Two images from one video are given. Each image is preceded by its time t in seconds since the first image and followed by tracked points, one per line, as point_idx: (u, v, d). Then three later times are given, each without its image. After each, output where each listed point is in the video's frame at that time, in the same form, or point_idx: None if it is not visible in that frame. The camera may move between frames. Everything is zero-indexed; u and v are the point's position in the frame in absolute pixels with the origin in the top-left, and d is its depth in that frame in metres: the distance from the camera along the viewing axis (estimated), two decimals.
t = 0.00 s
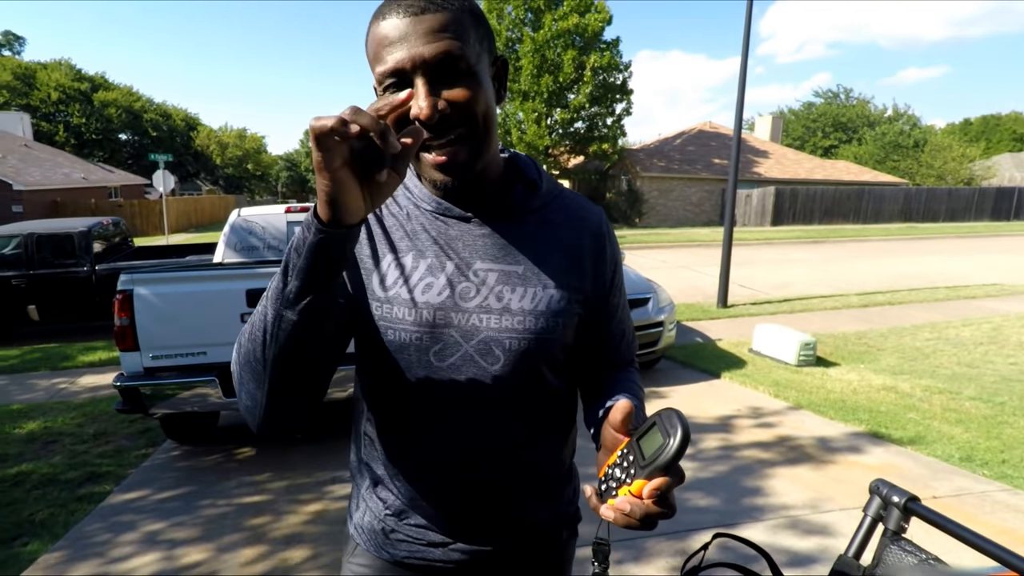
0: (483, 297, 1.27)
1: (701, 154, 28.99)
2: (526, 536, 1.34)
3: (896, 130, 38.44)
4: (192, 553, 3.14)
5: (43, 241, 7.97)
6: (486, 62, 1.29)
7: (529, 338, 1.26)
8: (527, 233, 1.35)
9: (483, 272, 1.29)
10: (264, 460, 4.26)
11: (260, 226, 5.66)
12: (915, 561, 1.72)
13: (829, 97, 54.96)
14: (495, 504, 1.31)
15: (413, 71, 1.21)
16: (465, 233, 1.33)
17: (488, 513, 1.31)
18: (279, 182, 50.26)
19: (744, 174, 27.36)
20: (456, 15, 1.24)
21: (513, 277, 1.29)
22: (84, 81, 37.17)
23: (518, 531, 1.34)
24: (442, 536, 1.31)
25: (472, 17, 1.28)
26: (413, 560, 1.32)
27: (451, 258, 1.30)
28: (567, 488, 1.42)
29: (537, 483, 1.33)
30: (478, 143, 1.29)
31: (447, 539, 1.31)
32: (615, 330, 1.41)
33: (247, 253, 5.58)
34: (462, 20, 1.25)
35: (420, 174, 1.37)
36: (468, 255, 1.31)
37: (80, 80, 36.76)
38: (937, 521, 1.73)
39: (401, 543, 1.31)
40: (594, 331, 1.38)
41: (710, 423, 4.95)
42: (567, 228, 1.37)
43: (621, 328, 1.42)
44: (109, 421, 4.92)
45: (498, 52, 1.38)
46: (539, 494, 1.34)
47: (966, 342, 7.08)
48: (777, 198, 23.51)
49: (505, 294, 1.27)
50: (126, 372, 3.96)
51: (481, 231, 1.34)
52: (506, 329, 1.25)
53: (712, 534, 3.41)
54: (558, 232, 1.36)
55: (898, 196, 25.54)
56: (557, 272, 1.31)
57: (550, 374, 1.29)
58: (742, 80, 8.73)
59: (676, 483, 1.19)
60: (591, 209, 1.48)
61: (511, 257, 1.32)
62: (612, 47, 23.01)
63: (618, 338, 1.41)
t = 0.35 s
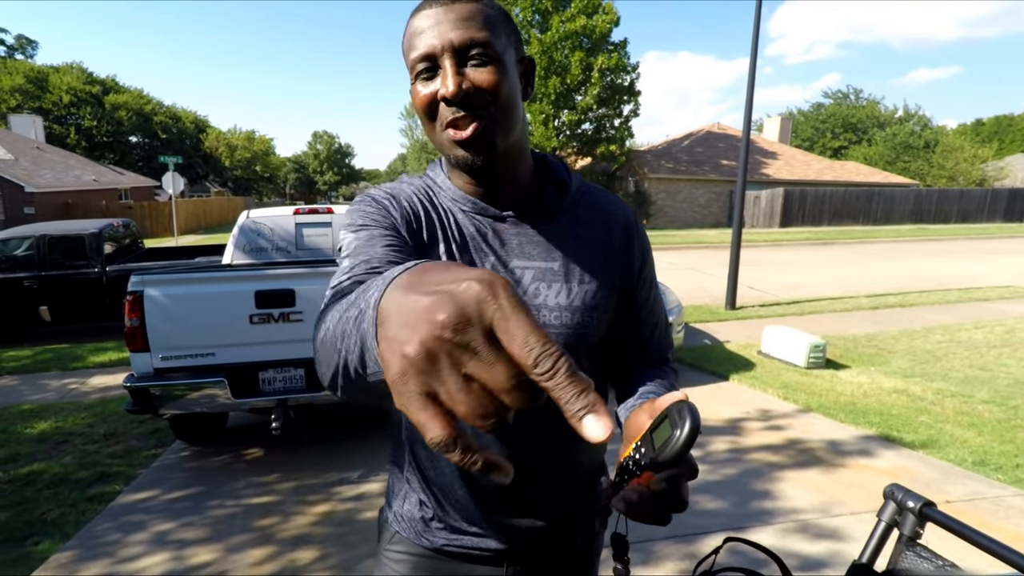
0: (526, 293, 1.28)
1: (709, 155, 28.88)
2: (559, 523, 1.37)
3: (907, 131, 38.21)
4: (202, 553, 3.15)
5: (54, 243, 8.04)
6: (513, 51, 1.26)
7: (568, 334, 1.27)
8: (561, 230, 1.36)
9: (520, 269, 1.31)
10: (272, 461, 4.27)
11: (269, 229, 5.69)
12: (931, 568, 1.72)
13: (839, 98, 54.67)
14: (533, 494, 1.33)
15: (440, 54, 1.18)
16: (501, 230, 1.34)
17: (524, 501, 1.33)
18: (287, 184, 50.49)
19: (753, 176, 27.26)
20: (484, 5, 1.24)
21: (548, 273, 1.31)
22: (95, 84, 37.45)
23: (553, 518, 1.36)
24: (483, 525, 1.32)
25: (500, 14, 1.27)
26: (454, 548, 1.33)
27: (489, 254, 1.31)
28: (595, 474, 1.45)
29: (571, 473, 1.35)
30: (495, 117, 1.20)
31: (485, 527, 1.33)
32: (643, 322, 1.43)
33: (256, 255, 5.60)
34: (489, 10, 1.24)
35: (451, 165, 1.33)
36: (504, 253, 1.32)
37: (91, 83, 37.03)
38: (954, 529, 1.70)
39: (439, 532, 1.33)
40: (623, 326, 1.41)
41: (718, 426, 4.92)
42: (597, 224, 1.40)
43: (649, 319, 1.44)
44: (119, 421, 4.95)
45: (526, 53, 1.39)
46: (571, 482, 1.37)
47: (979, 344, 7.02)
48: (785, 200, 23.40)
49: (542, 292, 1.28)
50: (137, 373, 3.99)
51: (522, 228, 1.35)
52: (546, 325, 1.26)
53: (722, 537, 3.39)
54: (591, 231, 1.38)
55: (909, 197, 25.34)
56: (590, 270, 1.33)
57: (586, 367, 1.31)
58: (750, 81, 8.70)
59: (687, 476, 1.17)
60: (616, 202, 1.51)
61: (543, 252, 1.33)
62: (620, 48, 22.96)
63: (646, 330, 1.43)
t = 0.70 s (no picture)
0: (536, 319, 1.30)
1: (712, 162, 28.91)
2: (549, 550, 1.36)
3: (911, 140, 38.21)
4: (202, 559, 3.14)
5: (59, 247, 8.07)
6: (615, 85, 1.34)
7: (582, 369, 1.26)
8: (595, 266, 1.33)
9: (543, 295, 1.32)
10: (273, 466, 4.27)
11: (272, 233, 5.64)
12: None
13: (843, 106, 54.71)
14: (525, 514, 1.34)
15: (538, 74, 1.30)
16: (533, 249, 1.37)
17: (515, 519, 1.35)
18: (291, 188, 50.59)
19: (756, 183, 27.27)
20: (602, 33, 1.31)
21: (569, 307, 1.30)
22: (102, 88, 37.64)
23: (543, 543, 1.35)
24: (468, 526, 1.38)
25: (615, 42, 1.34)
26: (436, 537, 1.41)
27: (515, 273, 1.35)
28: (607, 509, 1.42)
29: (570, 501, 1.35)
30: (572, 150, 1.30)
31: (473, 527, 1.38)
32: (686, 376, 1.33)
33: (259, 259, 5.59)
34: (603, 37, 1.31)
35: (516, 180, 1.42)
36: (527, 273, 1.35)
37: (98, 88, 37.22)
38: (961, 542, 1.69)
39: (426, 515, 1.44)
40: (656, 375, 1.31)
41: (721, 435, 4.90)
42: (643, 265, 1.32)
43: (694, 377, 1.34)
44: (121, 425, 4.95)
45: (630, 85, 1.40)
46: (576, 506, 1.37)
47: (983, 354, 6.99)
48: (789, 207, 23.41)
49: (557, 320, 1.29)
50: (139, 377, 3.99)
51: (559, 254, 1.35)
52: (555, 356, 1.27)
53: (725, 546, 3.37)
54: (630, 271, 1.32)
55: (913, 205, 25.30)
56: (617, 310, 1.28)
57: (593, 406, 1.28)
58: (754, 89, 8.72)
59: (679, 543, 1.07)
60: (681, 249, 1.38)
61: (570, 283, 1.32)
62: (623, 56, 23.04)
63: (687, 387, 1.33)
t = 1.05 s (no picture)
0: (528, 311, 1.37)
1: (717, 168, 28.88)
2: (550, 530, 1.43)
3: (916, 148, 38.15)
4: (203, 556, 3.14)
5: (65, 243, 8.10)
6: (523, 154, 1.19)
7: (559, 365, 1.30)
8: (580, 271, 1.32)
9: (529, 286, 1.38)
10: (275, 464, 4.27)
11: (277, 232, 5.67)
12: None
13: (849, 113, 54.67)
14: (522, 495, 1.43)
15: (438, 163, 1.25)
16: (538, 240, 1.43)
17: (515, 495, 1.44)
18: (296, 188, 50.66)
19: (761, 189, 27.25)
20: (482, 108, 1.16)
21: (558, 303, 1.34)
22: (109, 86, 37.78)
23: (544, 524, 1.43)
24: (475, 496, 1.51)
25: (507, 110, 1.16)
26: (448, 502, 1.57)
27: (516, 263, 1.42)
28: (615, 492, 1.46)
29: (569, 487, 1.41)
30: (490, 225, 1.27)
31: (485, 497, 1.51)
32: (680, 387, 1.25)
33: (263, 258, 5.60)
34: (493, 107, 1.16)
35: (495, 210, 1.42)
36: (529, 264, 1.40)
37: (105, 85, 37.28)
38: (967, 550, 1.68)
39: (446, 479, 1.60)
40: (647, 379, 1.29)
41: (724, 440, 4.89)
42: (627, 274, 1.27)
43: (693, 388, 1.25)
44: (123, 421, 4.96)
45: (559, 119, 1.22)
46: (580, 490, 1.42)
47: (988, 363, 6.97)
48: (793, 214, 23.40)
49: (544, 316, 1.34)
50: (143, 373, 3.99)
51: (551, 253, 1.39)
52: (537, 348, 1.33)
53: (727, 553, 3.36)
54: (617, 275, 1.28)
55: (918, 213, 25.24)
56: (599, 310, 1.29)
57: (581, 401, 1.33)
58: (760, 95, 8.71)
59: (665, 560, 1.03)
60: (684, 253, 1.26)
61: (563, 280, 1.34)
62: (629, 60, 23.03)
63: (688, 397, 1.25)
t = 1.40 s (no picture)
0: (538, 334, 1.28)
1: (722, 175, 28.91)
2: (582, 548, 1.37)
3: (922, 156, 38.11)
4: (207, 562, 3.14)
5: (72, 247, 8.14)
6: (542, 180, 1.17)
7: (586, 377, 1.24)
8: (586, 278, 1.28)
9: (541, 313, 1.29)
10: (278, 470, 4.27)
11: (283, 238, 5.71)
12: None
13: (854, 121, 54.68)
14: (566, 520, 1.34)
15: (451, 184, 1.19)
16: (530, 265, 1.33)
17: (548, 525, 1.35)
18: (301, 194, 50.80)
19: (765, 197, 27.25)
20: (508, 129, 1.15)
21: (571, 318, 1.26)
22: (118, 92, 38.05)
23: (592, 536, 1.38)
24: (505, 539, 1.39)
25: (528, 135, 1.15)
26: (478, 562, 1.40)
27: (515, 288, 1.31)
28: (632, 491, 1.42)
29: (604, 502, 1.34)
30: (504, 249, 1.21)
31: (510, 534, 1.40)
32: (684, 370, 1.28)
33: (269, 264, 5.62)
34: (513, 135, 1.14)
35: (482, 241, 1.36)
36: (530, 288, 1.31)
37: (114, 92, 37.60)
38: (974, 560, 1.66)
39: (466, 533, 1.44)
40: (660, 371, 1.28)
41: (729, 449, 4.88)
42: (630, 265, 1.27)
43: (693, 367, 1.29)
44: (128, 425, 4.97)
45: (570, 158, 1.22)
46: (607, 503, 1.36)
47: (995, 373, 6.93)
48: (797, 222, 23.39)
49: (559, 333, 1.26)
50: (149, 378, 4.01)
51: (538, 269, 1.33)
52: (562, 365, 1.25)
53: (732, 562, 3.34)
54: (620, 272, 1.27)
55: (924, 221, 25.16)
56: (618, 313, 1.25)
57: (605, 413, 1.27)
58: (765, 103, 8.73)
59: (627, 528, 1.06)
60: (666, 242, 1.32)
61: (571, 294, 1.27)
62: (634, 68, 23.12)
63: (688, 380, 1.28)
